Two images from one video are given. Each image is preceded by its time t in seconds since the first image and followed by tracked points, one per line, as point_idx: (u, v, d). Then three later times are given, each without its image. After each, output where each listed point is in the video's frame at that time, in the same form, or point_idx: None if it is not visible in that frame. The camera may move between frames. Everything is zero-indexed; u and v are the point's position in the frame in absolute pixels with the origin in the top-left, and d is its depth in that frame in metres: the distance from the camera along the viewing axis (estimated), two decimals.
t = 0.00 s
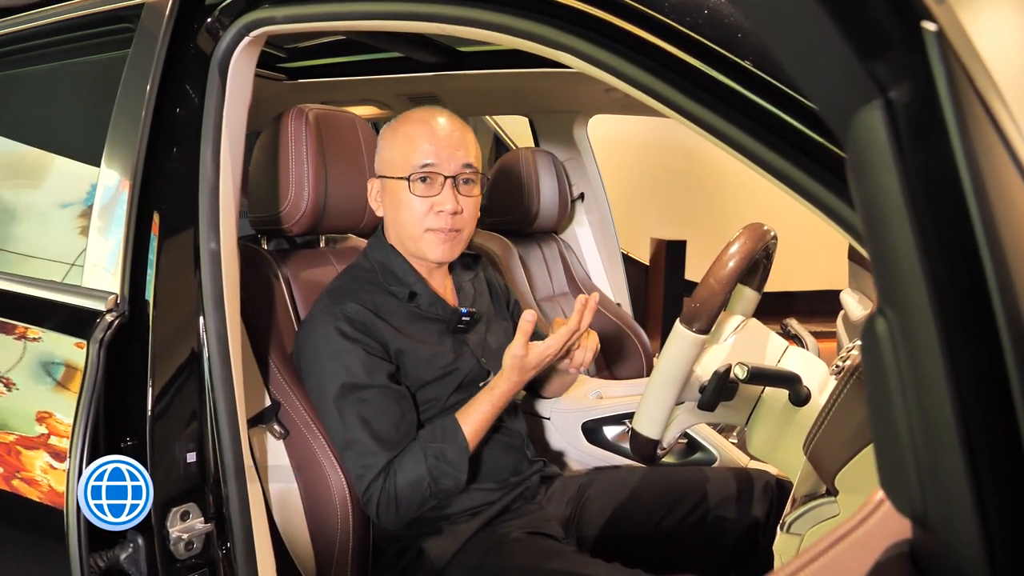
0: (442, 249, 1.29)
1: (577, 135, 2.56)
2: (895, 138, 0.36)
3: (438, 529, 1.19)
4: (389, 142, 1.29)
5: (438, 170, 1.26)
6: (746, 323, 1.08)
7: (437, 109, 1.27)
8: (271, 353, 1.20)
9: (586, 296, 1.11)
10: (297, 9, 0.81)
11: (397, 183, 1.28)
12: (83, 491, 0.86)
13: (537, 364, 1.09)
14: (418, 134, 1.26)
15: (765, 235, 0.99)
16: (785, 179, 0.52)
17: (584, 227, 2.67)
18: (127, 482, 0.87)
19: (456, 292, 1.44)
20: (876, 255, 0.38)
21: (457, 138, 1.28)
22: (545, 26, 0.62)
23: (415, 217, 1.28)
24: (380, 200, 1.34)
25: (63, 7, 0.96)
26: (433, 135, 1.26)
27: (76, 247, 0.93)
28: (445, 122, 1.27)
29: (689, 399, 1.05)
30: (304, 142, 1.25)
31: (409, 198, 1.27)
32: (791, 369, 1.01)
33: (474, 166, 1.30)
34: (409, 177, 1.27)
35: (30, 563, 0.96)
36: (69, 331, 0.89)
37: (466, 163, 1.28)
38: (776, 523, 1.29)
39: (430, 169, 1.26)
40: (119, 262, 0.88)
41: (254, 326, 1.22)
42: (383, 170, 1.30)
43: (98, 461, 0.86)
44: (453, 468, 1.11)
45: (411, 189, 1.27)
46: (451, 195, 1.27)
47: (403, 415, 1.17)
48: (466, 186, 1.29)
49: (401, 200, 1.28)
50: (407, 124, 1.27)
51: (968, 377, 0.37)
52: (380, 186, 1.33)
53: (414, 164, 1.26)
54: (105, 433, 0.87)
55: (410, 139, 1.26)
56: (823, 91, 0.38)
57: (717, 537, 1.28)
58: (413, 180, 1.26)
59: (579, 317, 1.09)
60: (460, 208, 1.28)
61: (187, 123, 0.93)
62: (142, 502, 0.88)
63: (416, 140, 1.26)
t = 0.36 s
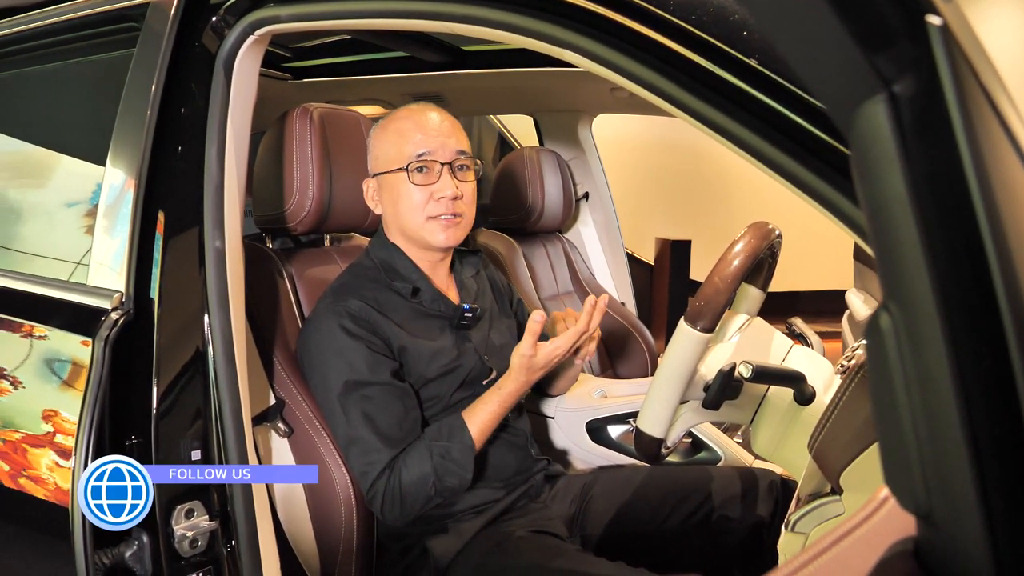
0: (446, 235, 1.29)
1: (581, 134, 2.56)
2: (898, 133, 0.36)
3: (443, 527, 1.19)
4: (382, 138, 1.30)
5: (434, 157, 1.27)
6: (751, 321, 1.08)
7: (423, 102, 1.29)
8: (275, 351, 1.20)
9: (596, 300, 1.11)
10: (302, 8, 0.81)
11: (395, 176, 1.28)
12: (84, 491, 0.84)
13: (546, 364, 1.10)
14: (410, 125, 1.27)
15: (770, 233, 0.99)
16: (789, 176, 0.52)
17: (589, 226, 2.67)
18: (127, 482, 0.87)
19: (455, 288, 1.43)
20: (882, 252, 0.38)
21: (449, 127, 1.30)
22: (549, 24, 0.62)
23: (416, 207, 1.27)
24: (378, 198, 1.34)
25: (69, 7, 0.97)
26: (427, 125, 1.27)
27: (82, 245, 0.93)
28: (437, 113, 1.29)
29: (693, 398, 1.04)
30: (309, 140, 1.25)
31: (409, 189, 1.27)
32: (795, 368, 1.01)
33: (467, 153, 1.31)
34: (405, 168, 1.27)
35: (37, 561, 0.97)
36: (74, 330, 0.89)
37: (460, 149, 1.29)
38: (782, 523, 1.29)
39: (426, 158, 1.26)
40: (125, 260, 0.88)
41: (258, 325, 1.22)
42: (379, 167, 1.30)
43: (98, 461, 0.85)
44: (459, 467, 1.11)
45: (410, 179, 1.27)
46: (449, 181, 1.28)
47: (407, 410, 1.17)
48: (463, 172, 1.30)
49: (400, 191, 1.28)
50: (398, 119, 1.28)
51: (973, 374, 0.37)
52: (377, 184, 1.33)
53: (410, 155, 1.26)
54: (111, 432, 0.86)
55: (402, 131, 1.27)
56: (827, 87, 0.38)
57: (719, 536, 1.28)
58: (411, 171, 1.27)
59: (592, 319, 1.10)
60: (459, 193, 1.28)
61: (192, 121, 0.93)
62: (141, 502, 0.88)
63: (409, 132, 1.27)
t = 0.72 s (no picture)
0: (463, 254, 1.31)
1: (585, 135, 2.56)
2: (903, 136, 0.36)
3: (447, 530, 1.18)
4: (409, 143, 1.27)
5: (467, 176, 1.26)
6: (754, 323, 1.07)
7: (458, 113, 1.26)
8: (279, 352, 1.20)
9: (607, 308, 1.11)
10: (306, 9, 0.81)
11: (421, 188, 1.27)
12: (84, 491, 0.84)
13: (552, 372, 1.10)
14: (444, 138, 1.25)
15: (773, 235, 0.98)
16: (792, 177, 0.52)
17: (593, 227, 2.66)
18: (127, 482, 0.85)
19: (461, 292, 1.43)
20: (886, 255, 0.38)
21: (481, 143, 1.29)
22: (552, 25, 0.62)
23: (439, 222, 1.28)
24: (395, 200, 1.33)
25: (74, 8, 0.97)
26: (461, 141, 1.26)
27: (85, 246, 0.93)
28: (470, 127, 1.27)
29: (697, 399, 1.04)
30: (311, 142, 1.25)
31: (436, 204, 1.27)
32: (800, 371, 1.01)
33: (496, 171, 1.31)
34: (436, 183, 1.26)
35: (40, 561, 0.97)
36: (77, 330, 0.90)
37: (491, 168, 1.29)
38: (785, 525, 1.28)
39: (458, 176, 1.26)
40: (128, 261, 0.88)
41: (262, 326, 1.22)
42: (403, 173, 1.29)
43: (99, 461, 0.84)
44: (463, 473, 1.11)
45: (438, 195, 1.26)
46: (477, 202, 1.28)
47: (410, 413, 1.17)
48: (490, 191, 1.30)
49: (424, 203, 1.27)
50: (431, 129, 1.25)
51: (978, 380, 0.37)
52: (395, 185, 1.32)
53: (442, 171, 1.25)
54: (114, 433, 0.86)
55: (433, 143, 1.25)
56: (832, 90, 0.37)
57: (724, 538, 1.27)
58: (441, 187, 1.26)
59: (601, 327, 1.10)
60: (484, 214, 1.30)
61: (195, 123, 0.93)
62: (141, 502, 0.85)
63: (443, 146, 1.25)
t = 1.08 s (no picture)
0: (467, 248, 1.30)
1: (586, 134, 2.54)
2: (904, 136, 0.36)
3: (448, 530, 1.18)
4: (409, 142, 1.28)
5: (468, 171, 1.27)
6: (756, 324, 1.06)
7: (455, 110, 1.27)
8: (280, 351, 1.20)
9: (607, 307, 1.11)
10: (307, 9, 0.81)
11: (422, 184, 1.27)
12: (84, 491, 0.84)
13: (553, 371, 1.10)
14: (444, 135, 1.26)
15: (776, 234, 0.98)
16: (793, 176, 0.51)
17: (594, 227, 2.67)
18: (127, 482, 0.85)
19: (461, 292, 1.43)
20: (887, 254, 0.38)
21: (480, 140, 1.29)
22: (555, 24, 0.62)
23: (441, 218, 1.28)
24: (396, 200, 1.34)
25: (76, 8, 0.97)
26: (460, 137, 1.26)
27: (87, 246, 0.93)
28: (468, 124, 1.28)
29: (698, 399, 1.04)
30: (313, 142, 1.25)
31: (437, 200, 1.27)
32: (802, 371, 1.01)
33: (496, 167, 1.32)
34: (436, 179, 1.26)
35: (43, 560, 0.97)
36: (79, 330, 0.90)
37: (491, 163, 1.30)
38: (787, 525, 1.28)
39: (459, 170, 1.26)
40: (130, 261, 0.88)
41: (264, 326, 1.23)
42: (405, 171, 1.29)
43: (99, 461, 0.84)
44: (465, 473, 1.11)
45: (439, 190, 1.26)
46: (478, 196, 1.28)
47: (411, 413, 1.18)
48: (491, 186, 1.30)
49: (426, 199, 1.28)
50: (430, 126, 1.26)
51: (979, 381, 0.37)
52: (397, 185, 1.32)
53: (443, 166, 1.26)
54: (116, 433, 0.86)
55: (434, 141, 1.26)
56: (833, 89, 0.37)
57: (727, 539, 1.27)
58: (442, 182, 1.26)
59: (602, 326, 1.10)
60: (486, 209, 1.30)
61: (197, 122, 0.93)
62: (142, 502, 0.85)
63: (442, 142, 1.26)
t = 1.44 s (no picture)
0: (472, 231, 1.31)
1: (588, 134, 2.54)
2: (901, 133, 0.36)
3: (448, 528, 1.19)
4: (395, 136, 1.29)
5: (462, 156, 1.28)
6: (756, 323, 1.06)
7: (437, 103, 1.29)
8: (281, 350, 1.20)
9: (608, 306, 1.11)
10: (308, 8, 0.81)
11: (420, 174, 1.27)
12: (84, 491, 0.84)
13: (556, 369, 1.10)
14: (433, 124, 1.27)
15: (776, 233, 0.98)
16: (792, 174, 0.51)
17: (595, 226, 2.67)
18: (127, 482, 0.85)
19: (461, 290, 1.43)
20: (884, 250, 0.38)
21: (465, 127, 1.31)
22: (555, 22, 0.62)
23: (443, 205, 1.28)
24: (393, 197, 1.33)
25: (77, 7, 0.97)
26: (447, 126, 1.28)
27: (88, 245, 0.94)
28: (452, 114, 1.29)
29: (698, 398, 1.04)
30: (314, 142, 1.25)
31: (437, 187, 1.27)
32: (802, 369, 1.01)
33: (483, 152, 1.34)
34: (433, 166, 1.27)
35: (45, 559, 0.97)
36: (80, 329, 0.90)
37: (479, 147, 1.32)
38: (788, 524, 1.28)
39: (454, 156, 1.28)
40: (131, 259, 0.89)
41: (265, 325, 1.23)
42: (397, 166, 1.29)
43: (99, 460, 0.84)
44: (466, 472, 1.11)
45: (438, 177, 1.27)
46: (476, 179, 1.30)
47: (411, 411, 1.18)
48: (483, 170, 1.32)
49: (425, 189, 1.28)
50: (417, 118, 1.27)
51: (977, 377, 0.37)
52: (391, 182, 1.31)
53: (438, 154, 1.27)
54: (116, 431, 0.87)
55: (427, 129, 1.27)
56: (830, 86, 0.37)
57: (727, 538, 1.27)
58: (440, 168, 1.27)
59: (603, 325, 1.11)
60: (484, 191, 1.32)
61: (197, 121, 0.94)
62: (141, 502, 0.85)
63: (433, 130, 1.27)
